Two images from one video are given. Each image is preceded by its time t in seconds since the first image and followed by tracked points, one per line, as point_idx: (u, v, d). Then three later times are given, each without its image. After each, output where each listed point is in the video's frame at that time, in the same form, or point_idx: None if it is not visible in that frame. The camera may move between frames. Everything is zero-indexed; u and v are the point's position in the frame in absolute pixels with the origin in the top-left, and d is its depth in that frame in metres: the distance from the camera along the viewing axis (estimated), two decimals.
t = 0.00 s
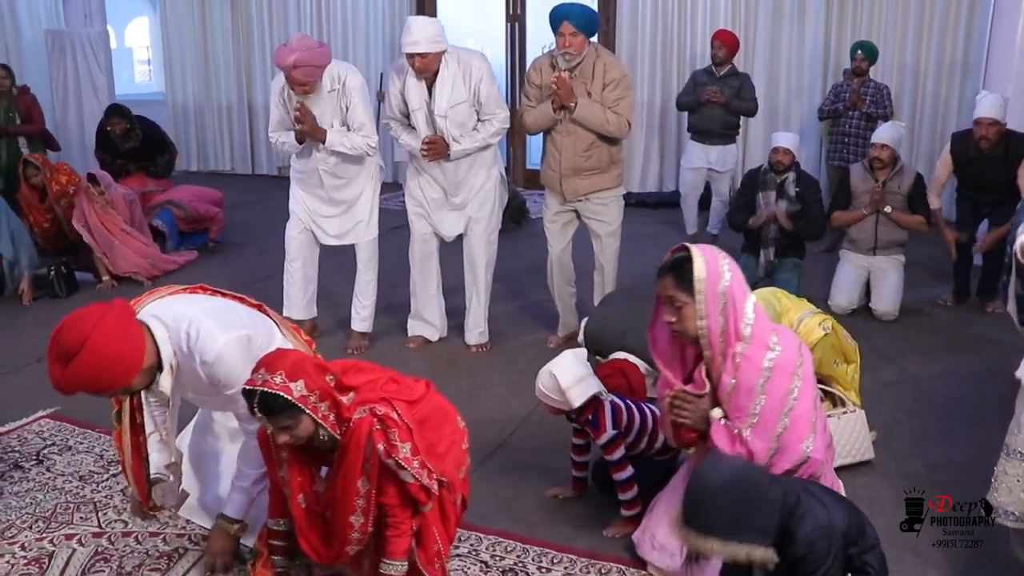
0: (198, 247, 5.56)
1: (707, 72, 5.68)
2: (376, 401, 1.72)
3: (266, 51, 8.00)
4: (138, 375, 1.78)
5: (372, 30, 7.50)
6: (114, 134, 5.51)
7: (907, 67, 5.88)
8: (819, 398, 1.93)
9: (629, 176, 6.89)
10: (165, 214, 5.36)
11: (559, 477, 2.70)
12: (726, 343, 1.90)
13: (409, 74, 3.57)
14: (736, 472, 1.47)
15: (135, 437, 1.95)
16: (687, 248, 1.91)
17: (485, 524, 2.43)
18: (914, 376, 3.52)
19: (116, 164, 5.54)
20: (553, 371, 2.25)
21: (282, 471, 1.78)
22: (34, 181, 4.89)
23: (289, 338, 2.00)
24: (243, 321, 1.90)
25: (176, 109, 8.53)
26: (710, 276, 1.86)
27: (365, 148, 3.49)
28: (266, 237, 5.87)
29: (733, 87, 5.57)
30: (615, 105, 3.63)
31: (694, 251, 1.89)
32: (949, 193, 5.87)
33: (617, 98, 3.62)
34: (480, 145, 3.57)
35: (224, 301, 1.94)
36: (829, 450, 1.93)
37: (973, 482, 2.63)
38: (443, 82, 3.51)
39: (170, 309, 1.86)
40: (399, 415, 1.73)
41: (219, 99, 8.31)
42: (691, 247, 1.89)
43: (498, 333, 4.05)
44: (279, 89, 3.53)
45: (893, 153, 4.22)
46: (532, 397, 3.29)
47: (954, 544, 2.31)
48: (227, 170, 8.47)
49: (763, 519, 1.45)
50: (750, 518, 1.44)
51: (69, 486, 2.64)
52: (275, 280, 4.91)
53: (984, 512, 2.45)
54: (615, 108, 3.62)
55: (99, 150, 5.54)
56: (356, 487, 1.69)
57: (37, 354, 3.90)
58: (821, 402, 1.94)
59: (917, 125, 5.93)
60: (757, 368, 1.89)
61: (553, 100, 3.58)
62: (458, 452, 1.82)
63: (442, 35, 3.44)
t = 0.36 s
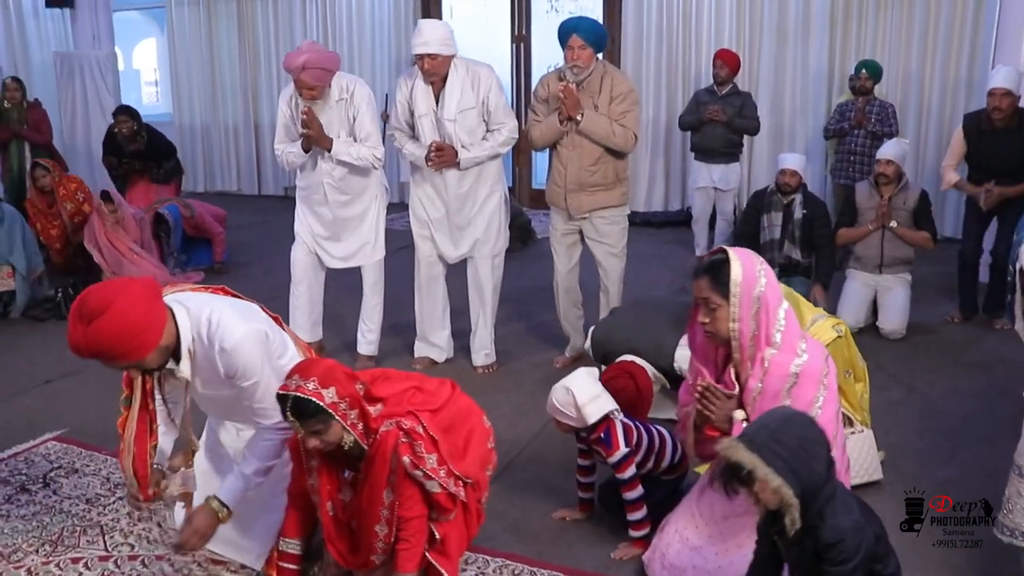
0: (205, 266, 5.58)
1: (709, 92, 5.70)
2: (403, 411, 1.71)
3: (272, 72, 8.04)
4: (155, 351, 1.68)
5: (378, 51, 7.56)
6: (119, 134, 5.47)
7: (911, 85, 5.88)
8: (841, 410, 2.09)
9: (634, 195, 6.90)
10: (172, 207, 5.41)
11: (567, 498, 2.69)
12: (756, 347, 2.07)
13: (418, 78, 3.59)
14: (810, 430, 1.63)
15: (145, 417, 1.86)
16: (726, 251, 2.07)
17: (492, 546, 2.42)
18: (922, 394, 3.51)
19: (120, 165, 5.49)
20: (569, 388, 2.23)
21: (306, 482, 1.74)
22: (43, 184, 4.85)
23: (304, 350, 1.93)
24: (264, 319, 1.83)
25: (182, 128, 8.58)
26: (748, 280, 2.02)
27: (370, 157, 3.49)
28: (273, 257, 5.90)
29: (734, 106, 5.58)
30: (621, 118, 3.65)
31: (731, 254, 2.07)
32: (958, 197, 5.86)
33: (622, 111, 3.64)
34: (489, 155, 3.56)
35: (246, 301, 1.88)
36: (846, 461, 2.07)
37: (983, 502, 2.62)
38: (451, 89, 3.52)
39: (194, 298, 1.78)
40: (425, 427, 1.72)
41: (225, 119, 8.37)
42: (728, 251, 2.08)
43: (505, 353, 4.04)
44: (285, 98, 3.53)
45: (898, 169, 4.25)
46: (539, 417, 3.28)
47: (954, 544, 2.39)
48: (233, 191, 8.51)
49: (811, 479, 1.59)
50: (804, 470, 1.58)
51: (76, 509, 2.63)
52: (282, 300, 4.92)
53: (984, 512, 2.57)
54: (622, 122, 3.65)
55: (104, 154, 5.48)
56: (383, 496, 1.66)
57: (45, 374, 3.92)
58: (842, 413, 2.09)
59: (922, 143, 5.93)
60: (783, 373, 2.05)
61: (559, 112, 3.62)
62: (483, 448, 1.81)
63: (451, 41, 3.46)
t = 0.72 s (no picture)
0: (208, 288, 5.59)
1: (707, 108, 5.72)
2: (423, 406, 1.90)
3: (275, 92, 8.09)
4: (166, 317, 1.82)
5: (380, 71, 7.64)
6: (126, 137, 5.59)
7: (911, 101, 5.91)
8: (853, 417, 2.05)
9: (636, 211, 6.91)
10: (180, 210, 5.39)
11: (571, 517, 2.68)
12: (776, 353, 2.03)
13: (420, 90, 3.61)
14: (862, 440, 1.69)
15: (159, 394, 2.04)
16: (750, 257, 2.02)
17: (495, 565, 2.40)
18: (926, 409, 3.51)
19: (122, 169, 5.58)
20: (595, 395, 2.25)
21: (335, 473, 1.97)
22: (50, 193, 4.93)
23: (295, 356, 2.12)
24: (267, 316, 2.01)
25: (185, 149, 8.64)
26: (772, 287, 1.98)
27: (371, 169, 3.50)
28: (277, 277, 5.91)
29: (732, 123, 5.60)
30: (623, 131, 3.67)
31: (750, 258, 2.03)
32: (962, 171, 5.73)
33: (625, 124, 3.66)
34: (491, 168, 3.56)
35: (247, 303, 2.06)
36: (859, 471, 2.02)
37: (988, 516, 2.62)
38: (454, 98, 3.54)
39: (211, 291, 1.96)
40: (445, 424, 1.91)
41: (228, 138, 8.43)
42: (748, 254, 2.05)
43: (507, 372, 4.05)
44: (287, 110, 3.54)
45: (899, 183, 4.26)
46: (542, 436, 3.28)
47: (954, 544, 2.45)
48: (236, 211, 8.56)
49: (854, 478, 1.66)
50: (848, 467, 1.65)
51: (78, 533, 2.62)
52: (286, 321, 4.93)
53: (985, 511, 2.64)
54: (625, 135, 3.66)
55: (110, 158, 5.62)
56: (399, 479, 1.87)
57: (49, 397, 3.92)
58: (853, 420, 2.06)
59: (922, 158, 5.95)
60: (801, 381, 2.01)
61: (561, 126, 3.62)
62: (502, 459, 1.99)
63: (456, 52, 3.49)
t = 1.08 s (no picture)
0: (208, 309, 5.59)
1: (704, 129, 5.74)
2: (437, 389, 1.92)
3: (277, 114, 8.14)
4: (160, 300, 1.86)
5: (381, 91, 7.68)
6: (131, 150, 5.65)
7: (910, 121, 5.95)
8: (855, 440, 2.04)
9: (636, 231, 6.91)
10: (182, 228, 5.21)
11: (571, 537, 2.66)
12: (787, 369, 2.02)
13: (422, 107, 3.63)
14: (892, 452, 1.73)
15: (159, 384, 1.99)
16: (763, 274, 2.03)
17: None
18: (927, 427, 3.50)
19: (124, 178, 5.60)
20: (618, 396, 2.29)
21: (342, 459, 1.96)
22: (55, 207, 4.88)
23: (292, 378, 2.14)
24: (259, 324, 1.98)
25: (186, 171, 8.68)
26: (784, 302, 1.99)
27: (370, 186, 3.51)
28: (277, 298, 5.92)
29: (730, 143, 5.62)
30: (625, 152, 3.68)
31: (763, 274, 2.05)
32: (960, 166, 5.70)
33: (626, 145, 3.68)
34: (490, 186, 3.56)
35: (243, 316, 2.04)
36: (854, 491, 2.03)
37: (990, 531, 2.62)
38: (455, 116, 3.55)
39: (205, 292, 1.97)
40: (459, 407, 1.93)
41: (230, 160, 8.48)
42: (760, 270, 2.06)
43: (508, 394, 4.04)
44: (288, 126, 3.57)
45: (898, 204, 4.27)
46: (543, 457, 3.27)
47: (955, 544, 2.53)
48: (238, 232, 8.59)
49: (889, 489, 1.70)
50: (885, 479, 1.69)
51: (77, 557, 2.61)
52: (287, 342, 4.93)
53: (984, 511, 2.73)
54: (626, 155, 3.68)
55: (113, 169, 5.64)
56: (422, 457, 1.87)
57: (48, 419, 3.91)
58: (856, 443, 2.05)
59: (921, 179, 5.97)
60: (812, 398, 2.00)
61: (563, 146, 3.65)
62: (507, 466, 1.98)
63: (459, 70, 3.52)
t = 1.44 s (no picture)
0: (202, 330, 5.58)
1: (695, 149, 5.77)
2: (444, 372, 1.88)
3: (271, 136, 8.18)
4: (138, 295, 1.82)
5: (375, 111, 7.72)
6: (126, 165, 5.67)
7: (901, 141, 6.00)
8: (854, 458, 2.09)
9: (630, 251, 6.92)
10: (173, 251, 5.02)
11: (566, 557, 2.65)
12: (790, 390, 2.05)
13: (415, 126, 3.66)
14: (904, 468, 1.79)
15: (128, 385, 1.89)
16: (764, 296, 2.07)
17: None
18: (921, 446, 3.51)
19: (119, 199, 5.63)
20: (629, 392, 2.29)
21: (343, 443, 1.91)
22: (56, 222, 5.06)
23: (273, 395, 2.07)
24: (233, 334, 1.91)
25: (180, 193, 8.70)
26: (787, 322, 2.03)
27: (361, 203, 3.52)
28: (271, 319, 5.91)
29: (722, 164, 5.66)
30: (619, 173, 3.71)
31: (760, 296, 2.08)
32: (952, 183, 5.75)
33: (620, 166, 3.70)
34: (482, 203, 3.58)
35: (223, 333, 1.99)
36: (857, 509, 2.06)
37: (984, 546, 2.63)
38: (448, 132, 3.57)
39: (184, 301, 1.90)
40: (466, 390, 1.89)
41: (224, 181, 8.51)
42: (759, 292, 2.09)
43: (502, 415, 4.04)
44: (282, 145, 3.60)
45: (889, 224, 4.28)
46: (538, 478, 3.27)
47: (955, 543, 2.63)
48: (232, 252, 8.60)
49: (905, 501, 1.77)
50: (902, 490, 1.76)
51: None
52: (280, 363, 4.91)
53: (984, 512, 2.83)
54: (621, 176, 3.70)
55: (108, 186, 5.66)
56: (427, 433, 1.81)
57: (40, 441, 3.90)
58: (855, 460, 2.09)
59: (913, 200, 6.02)
60: (819, 415, 2.03)
61: (558, 166, 3.66)
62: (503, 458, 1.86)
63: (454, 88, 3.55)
